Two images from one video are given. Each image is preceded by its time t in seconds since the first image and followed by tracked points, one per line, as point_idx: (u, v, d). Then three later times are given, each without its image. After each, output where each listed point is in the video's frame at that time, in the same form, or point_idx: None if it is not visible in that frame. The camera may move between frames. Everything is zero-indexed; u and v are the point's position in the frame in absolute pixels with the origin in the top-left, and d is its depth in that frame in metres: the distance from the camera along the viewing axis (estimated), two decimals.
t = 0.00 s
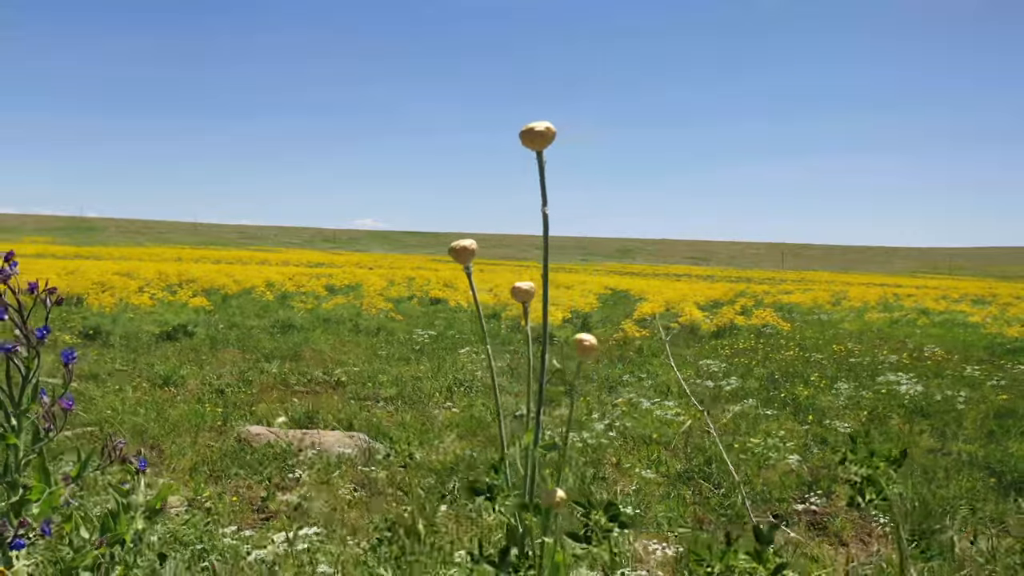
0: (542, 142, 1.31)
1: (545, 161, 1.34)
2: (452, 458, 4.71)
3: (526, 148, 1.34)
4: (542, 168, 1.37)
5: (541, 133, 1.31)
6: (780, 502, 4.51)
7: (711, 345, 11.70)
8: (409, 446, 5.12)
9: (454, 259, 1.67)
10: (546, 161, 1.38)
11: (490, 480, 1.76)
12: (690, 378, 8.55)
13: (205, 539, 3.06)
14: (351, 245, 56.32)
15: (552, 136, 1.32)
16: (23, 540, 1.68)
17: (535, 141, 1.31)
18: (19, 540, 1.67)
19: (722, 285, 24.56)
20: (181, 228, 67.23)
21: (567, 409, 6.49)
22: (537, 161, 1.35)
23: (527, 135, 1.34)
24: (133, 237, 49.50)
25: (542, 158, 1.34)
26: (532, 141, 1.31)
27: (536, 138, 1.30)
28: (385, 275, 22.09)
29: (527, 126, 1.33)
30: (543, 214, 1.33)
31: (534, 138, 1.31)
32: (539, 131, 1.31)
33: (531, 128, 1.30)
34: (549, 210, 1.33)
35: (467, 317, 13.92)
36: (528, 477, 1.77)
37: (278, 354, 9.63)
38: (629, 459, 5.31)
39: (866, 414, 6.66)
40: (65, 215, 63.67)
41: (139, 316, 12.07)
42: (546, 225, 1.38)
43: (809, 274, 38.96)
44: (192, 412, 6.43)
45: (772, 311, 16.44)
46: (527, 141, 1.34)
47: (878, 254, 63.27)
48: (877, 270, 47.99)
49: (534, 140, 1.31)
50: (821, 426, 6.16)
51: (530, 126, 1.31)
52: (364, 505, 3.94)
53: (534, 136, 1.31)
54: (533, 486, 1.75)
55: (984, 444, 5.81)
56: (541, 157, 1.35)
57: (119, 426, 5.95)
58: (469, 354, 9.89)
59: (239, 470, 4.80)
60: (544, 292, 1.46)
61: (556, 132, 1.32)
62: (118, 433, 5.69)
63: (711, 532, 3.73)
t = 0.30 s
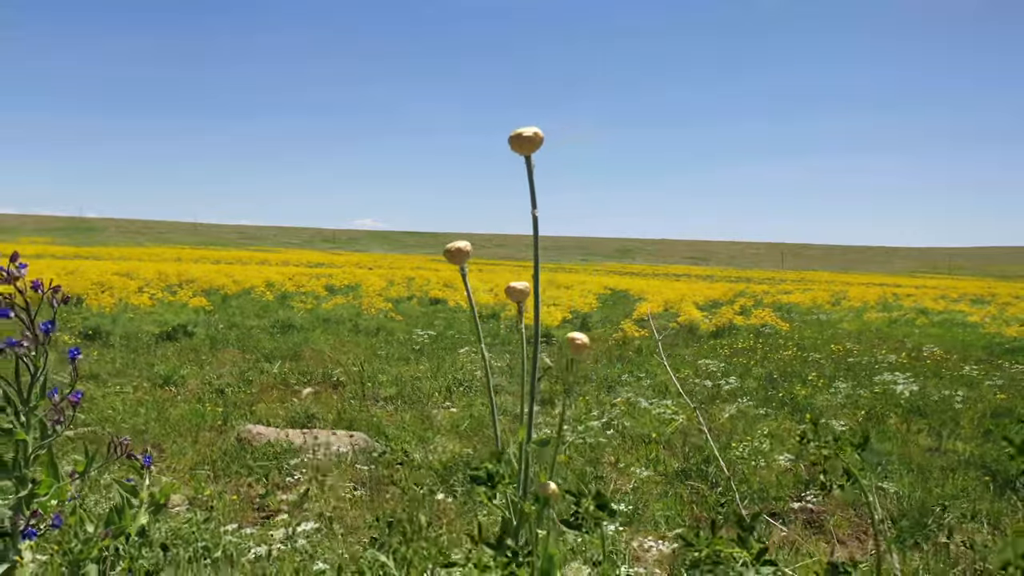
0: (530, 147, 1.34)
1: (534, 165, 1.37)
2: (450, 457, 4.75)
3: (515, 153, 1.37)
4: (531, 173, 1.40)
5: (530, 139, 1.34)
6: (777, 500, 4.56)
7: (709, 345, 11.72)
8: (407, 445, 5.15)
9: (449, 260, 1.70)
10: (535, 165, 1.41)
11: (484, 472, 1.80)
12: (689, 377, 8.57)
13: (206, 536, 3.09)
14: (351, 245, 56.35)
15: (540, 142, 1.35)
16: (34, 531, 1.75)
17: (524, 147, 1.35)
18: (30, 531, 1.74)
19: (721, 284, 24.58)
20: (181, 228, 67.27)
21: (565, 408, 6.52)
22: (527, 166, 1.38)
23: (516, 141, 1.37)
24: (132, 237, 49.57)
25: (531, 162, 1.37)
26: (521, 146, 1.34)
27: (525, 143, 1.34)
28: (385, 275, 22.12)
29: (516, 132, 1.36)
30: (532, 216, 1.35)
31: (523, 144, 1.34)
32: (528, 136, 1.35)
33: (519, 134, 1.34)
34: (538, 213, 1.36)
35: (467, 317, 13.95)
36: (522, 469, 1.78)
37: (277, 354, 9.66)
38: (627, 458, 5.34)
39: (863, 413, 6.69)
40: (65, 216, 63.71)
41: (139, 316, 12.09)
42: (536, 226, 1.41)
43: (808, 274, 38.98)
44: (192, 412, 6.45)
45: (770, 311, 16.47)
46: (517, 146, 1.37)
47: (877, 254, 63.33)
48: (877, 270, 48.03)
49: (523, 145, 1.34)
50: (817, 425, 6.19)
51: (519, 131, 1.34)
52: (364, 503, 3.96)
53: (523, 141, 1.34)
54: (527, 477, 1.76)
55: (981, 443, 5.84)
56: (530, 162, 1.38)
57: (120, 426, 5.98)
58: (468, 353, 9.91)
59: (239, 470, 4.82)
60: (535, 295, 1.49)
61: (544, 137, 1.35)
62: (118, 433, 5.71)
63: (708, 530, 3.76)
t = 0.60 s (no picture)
0: (532, 147, 1.37)
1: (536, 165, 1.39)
2: (451, 455, 4.77)
3: (517, 153, 1.39)
4: (534, 172, 1.42)
5: (532, 139, 1.36)
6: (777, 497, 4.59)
7: (709, 345, 11.72)
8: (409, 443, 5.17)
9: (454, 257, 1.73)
10: (537, 165, 1.44)
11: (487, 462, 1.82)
12: (689, 377, 8.58)
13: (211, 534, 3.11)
14: (350, 246, 56.35)
15: (542, 142, 1.37)
16: (40, 527, 1.73)
17: (526, 147, 1.37)
18: (39, 526, 1.73)
19: (721, 284, 24.59)
20: (181, 228, 67.29)
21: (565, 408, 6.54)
22: (530, 165, 1.40)
23: (518, 141, 1.39)
24: (132, 237, 49.64)
25: (534, 162, 1.39)
26: (523, 146, 1.36)
27: (526, 144, 1.36)
28: (385, 275, 22.15)
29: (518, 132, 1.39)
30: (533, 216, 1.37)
31: (525, 145, 1.36)
32: (530, 137, 1.37)
33: (521, 135, 1.36)
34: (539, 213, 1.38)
35: (467, 317, 13.97)
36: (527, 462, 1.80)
37: (278, 354, 9.67)
38: (627, 456, 5.36)
39: (863, 412, 6.72)
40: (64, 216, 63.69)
41: (140, 316, 12.11)
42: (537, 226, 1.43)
43: (808, 274, 38.99)
44: (193, 411, 6.47)
45: (770, 310, 16.48)
46: (519, 146, 1.39)
47: (876, 254, 63.39)
48: (876, 270, 48.06)
49: (525, 146, 1.36)
50: (816, 424, 6.22)
51: (521, 132, 1.36)
52: (364, 501, 3.97)
53: (525, 142, 1.36)
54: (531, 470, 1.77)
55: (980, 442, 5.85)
56: (531, 161, 1.40)
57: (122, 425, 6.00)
58: (469, 353, 9.93)
59: (240, 468, 4.84)
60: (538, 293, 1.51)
61: (545, 138, 1.37)
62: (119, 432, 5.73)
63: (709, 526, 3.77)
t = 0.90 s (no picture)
0: (554, 150, 1.38)
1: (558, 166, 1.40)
2: (454, 455, 4.78)
3: (539, 156, 1.40)
4: (554, 174, 1.43)
5: (553, 142, 1.37)
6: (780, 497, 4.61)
7: (710, 345, 11.73)
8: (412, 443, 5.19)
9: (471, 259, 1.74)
10: (557, 167, 1.45)
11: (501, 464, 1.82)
12: (690, 377, 8.60)
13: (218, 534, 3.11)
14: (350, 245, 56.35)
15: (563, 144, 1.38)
16: (61, 525, 1.75)
17: (548, 150, 1.38)
18: (60, 524, 1.75)
19: (721, 284, 24.61)
20: (181, 228, 67.29)
21: (566, 409, 6.56)
22: (550, 168, 1.41)
23: (539, 143, 1.41)
24: (132, 237, 49.65)
25: (554, 164, 1.40)
26: (545, 149, 1.37)
27: (548, 146, 1.37)
28: (386, 275, 22.16)
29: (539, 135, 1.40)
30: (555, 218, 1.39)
31: (546, 147, 1.37)
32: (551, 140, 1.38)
33: (543, 137, 1.37)
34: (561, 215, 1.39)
35: (467, 317, 13.98)
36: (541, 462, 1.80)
37: (279, 354, 9.68)
38: (629, 456, 5.38)
39: (864, 412, 6.74)
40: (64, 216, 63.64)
41: (141, 316, 12.11)
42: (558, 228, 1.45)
43: (807, 273, 39.01)
44: (196, 411, 6.48)
45: (770, 310, 16.50)
46: (540, 149, 1.40)
47: (876, 254, 63.45)
48: (876, 270, 48.08)
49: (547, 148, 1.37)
50: (818, 423, 6.23)
51: (542, 135, 1.37)
52: (368, 500, 3.99)
53: (547, 144, 1.37)
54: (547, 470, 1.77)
55: (981, 442, 5.87)
56: (552, 164, 1.41)
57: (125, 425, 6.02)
58: (470, 353, 9.94)
59: (244, 468, 4.85)
60: (556, 297, 1.52)
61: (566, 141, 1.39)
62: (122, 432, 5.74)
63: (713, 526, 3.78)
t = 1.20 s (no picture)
0: (543, 153, 1.39)
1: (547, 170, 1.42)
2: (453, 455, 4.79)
3: (528, 159, 1.41)
4: (543, 177, 1.45)
5: (543, 145, 1.38)
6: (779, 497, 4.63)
7: (710, 345, 11.74)
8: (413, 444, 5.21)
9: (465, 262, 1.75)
10: (547, 171, 1.46)
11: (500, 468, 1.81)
12: (690, 377, 8.61)
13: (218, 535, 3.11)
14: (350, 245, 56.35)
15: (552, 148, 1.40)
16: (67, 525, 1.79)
17: (537, 153, 1.39)
18: (65, 524, 1.79)
19: (721, 284, 24.63)
20: (181, 228, 67.30)
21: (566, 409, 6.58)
22: (540, 170, 1.43)
23: (529, 147, 1.42)
24: (132, 237, 49.71)
25: (544, 167, 1.41)
26: (534, 152, 1.39)
27: (538, 150, 1.38)
28: (386, 275, 22.18)
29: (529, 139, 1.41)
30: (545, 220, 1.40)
31: (535, 151, 1.39)
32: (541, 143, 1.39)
33: (532, 141, 1.38)
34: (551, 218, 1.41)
35: (468, 317, 13.99)
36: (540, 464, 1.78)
37: (280, 354, 9.69)
38: (629, 456, 5.39)
39: (864, 412, 6.76)
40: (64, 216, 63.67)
41: (141, 316, 12.12)
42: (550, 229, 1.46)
43: (807, 273, 39.02)
44: (196, 411, 6.50)
45: (770, 310, 16.51)
46: (530, 152, 1.41)
47: (876, 254, 63.48)
48: (876, 270, 48.10)
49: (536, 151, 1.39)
50: (817, 423, 6.25)
51: (532, 138, 1.39)
52: (368, 500, 4.00)
53: (536, 148, 1.39)
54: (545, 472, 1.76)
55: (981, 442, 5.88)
56: (542, 167, 1.42)
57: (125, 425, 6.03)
58: (470, 353, 9.96)
59: (244, 468, 4.86)
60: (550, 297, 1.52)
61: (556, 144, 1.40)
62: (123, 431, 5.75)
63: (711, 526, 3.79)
